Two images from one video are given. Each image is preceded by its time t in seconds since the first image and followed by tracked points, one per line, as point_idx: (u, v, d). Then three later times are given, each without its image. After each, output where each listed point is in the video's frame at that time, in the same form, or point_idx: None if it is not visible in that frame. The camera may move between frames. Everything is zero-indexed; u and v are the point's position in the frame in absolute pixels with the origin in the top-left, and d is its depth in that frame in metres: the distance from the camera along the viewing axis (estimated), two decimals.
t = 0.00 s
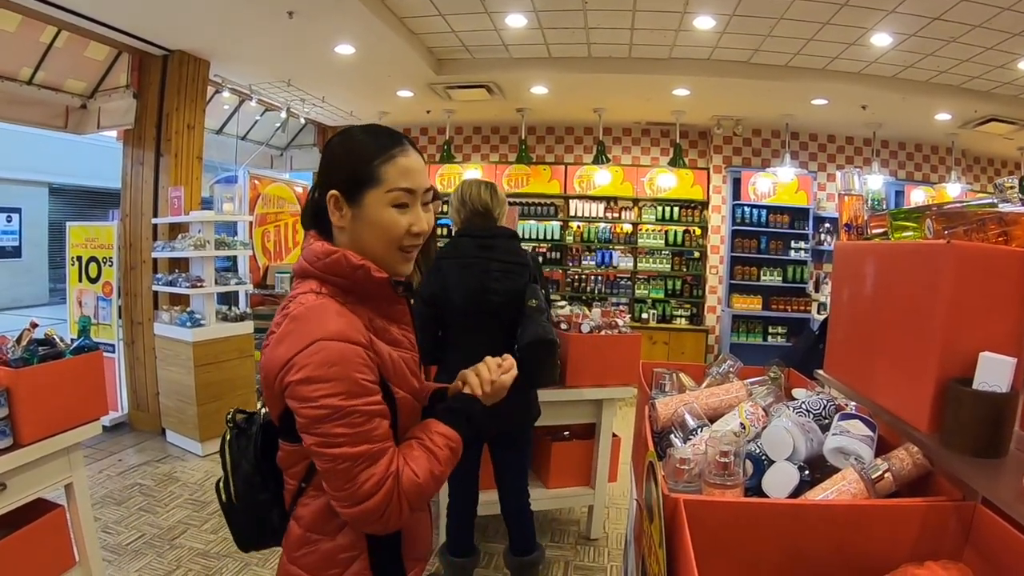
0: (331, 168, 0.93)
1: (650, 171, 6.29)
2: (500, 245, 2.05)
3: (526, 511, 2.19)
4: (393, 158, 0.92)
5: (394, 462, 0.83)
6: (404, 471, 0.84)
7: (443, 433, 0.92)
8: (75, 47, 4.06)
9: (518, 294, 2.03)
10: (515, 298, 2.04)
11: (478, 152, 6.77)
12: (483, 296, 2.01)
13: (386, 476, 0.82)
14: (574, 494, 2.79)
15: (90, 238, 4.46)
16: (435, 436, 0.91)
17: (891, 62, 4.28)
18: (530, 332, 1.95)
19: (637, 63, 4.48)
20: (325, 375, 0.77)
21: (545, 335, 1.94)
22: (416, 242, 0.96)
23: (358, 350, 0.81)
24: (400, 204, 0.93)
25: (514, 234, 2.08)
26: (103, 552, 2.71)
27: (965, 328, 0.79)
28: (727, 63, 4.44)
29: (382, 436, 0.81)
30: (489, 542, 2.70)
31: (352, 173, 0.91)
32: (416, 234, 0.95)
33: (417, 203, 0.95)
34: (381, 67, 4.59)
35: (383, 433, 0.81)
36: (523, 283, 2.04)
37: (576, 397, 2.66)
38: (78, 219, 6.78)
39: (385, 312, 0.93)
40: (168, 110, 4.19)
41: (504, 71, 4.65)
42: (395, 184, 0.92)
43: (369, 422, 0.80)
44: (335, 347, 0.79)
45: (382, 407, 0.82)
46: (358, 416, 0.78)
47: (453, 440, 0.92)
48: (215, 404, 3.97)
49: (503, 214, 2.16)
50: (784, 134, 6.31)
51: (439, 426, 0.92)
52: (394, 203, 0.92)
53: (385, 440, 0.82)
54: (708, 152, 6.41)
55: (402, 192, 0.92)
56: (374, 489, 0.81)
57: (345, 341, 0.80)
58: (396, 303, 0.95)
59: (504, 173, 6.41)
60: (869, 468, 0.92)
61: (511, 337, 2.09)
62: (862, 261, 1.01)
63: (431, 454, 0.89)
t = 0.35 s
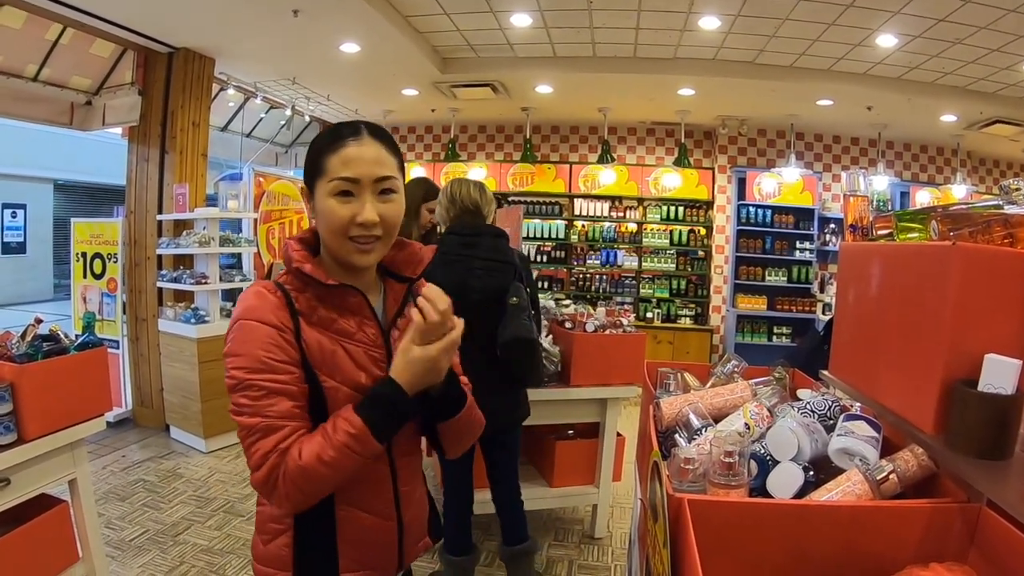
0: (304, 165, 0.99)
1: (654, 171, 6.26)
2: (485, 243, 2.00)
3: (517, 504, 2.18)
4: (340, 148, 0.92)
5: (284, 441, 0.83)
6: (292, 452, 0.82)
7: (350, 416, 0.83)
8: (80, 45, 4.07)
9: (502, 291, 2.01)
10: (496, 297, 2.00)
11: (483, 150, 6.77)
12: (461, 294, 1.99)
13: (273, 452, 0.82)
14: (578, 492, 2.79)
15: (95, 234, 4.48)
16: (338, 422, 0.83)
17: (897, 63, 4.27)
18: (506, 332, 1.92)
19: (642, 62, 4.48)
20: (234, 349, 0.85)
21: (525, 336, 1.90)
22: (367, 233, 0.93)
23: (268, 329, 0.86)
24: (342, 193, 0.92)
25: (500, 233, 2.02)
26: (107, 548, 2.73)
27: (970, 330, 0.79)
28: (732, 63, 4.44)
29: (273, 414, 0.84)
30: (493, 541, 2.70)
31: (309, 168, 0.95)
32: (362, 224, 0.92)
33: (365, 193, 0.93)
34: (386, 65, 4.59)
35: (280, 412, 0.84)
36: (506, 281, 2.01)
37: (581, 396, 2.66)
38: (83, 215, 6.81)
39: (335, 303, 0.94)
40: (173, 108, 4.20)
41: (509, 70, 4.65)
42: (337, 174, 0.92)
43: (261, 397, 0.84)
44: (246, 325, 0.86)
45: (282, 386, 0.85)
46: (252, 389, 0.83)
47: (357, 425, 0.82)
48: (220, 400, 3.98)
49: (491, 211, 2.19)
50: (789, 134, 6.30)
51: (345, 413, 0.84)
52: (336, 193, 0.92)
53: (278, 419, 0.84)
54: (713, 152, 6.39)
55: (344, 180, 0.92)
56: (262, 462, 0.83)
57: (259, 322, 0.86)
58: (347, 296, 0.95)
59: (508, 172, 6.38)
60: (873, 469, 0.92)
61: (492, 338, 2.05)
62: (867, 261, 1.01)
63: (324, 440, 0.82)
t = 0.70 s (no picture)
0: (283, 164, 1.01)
1: (661, 172, 6.27)
2: (495, 241, 2.05)
3: (522, 504, 2.18)
4: (306, 143, 0.93)
5: (205, 439, 0.89)
6: (205, 453, 0.87)
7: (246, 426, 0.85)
8: (89, 41, 4.10)
9: (518, 289, 2.04)
10: (514, 294, 2.04)
11: (490, 150, 6.78)
12: (479, 293, 2.01)
13: (195, 447, 0.89)
14: (583, 493, 2.79)
15: (104, 231, 4.44)
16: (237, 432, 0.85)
17: (906, 66, 4.25)
18: (529, 329, 1.99)
19: (650, 63, 4.47)
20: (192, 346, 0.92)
21: (546, 331, 1.97)
22: (330, 231, 0.92)
23: (211, 332, 0.90)
24: (306, 188, 0.93)
25: (509, 231, 2.07)
26: (112, 543, 2.75)
27: (980, 333, 0.79)
28: (740, 65, 4.43)
29: (202, 414, 0.89)
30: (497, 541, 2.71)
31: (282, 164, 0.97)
32: (324, 220, 0.91)
33: (327, 188, 0.93)
34: (394, 64, 4.60)
35: (207, 412, 0.89)
36: (523, 278, 2.06)
37: (587, 397, 2.67)
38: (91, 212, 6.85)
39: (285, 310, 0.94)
40: (182, 105, 4.23)
41: (518, 70, 4.65)
42: (300, 168, 0.93)
43: (196, 396, 0.90)
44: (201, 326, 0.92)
45: (212, 388, 0.89)
46: (193, 387, 0.90)
47: (247, 439, 0.84)
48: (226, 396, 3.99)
49: (494, 209, 2.18)
50: (797, 136, 6.28)
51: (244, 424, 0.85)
52: (300, 188, 0.93)
53: (205, 419, 0.89)
54: (720, 153, 6.38)
55: (306, 175, 0.92)
56: (192, 455, 0.90)
57: (208, 324, 0.91)
58: (295, 302, 0.94)
59: (516, 172, 6.39)
60: (882, 471, 0.92)
61: (512, 336, 2.09)
62: (877, 264, 1.01)
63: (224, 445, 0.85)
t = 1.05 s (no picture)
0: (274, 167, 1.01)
1: (670, 174, 6.26)
2: (517, 242, 2.07)
3: (533, 506, 2.19)
4: (278, 140, 0.93)
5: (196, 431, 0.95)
6: (190, 443, 0.94)
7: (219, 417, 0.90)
8: (100, 40, 4.13)
9: (543, 290, 2.07)
10: (540, 294, 2.07)
11: (499, 151, 6.79)
12: (507, 293, 2.01)
13: (187, 437, 0.96)
14: (590, 494, 2.80)
15: (114, 229, 4.47)
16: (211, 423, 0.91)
17: (916, 69, 4.23)
18: (556, 328, 2.02)
19: (660, 65, 4.48)
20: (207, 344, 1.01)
21: (572, 330, 1.99)
22: (299, 222, 0.89)
23: (213, 332, 0.98)
24: (278, 182, 0.92)
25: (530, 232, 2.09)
26: (120, 539, 2.78)
27: (991, 338, 0.79)
28: (750, 67, 4.42)
29: (196, 408, 0.96)
30: (504, 541, 2.72)
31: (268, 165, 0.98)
32: (292, 212, 0.88)
33: (294, 178, 0.90)
34: (404, 64, 4.62)
35: (200, 407, 0.95)
36: (545, 279, 2.08)
37: (595, 399, 2.67)
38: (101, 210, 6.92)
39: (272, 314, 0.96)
40: (192, 104, 4.26)
41: (529, 72, 4.67)
42: (272, 164, 0.92)
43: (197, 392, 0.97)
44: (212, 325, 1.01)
45: (206, 383, 0.96)
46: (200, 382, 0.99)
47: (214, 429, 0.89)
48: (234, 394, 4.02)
49: (511, 209, 2.18)
50: (806, 139, 6.26)
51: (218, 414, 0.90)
52: (273, 184, 0.92)
53: (197, 413, 0.95)
54: (729, 156, 6.38)
55: (276, 169, 0.91)
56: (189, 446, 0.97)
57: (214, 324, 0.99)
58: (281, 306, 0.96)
59: (525, 172, 6.40)
60: (893, 475, 0.92)
61: (535, 336, 2.11)
62: (888, 268, 1.02)
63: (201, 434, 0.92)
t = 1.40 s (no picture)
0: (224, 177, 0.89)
1: (673, 176, 6.25)
2: (530, 243, 2.08)
3: (537, 506, 2.20)
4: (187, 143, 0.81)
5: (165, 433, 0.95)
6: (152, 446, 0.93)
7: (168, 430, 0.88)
8: (105, 37, 4.10)
9: (556, 291, 2.08)
10: (553, 294, 2.08)
11: (502, 152, 6.80)
12: (523, 293, 2.02)
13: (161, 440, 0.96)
14: (591, 496, 2.80)
15: (115, 227, 4.53)
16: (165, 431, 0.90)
17: (921, 71, 4.23)
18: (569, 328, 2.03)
19: (664, 67, 4.48)
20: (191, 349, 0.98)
21: (585, 330, 2.02)
22: (189, 232, 0.75)
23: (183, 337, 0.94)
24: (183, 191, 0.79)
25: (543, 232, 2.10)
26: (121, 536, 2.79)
27: (996, 341, 0.80)
28: (754, 69, 4.42)
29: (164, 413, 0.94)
30: (506, 541, 2.73)
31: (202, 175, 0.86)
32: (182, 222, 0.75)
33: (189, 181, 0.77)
34: (408, 64, 4.63)
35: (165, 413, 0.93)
36: (558, 279, 2.09)
37: (598, 400, 2.67)
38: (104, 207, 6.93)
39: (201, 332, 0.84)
40: (196, 101, 4.30)
41: (533, 72, 4.67)
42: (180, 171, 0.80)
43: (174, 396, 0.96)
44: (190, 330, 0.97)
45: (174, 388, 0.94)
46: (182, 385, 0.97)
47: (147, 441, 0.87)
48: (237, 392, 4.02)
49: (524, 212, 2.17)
50: (810, 142, 6.26)
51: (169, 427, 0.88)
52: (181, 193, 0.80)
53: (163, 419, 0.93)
54: (732, 158, 6.38)
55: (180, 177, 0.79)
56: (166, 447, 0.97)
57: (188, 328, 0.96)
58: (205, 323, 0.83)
59: (528, 173, 6.42)
60: (898, 477, 0.92)
61: (547, 338, 2.12)
62: (893, 271, 1.02)
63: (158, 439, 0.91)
